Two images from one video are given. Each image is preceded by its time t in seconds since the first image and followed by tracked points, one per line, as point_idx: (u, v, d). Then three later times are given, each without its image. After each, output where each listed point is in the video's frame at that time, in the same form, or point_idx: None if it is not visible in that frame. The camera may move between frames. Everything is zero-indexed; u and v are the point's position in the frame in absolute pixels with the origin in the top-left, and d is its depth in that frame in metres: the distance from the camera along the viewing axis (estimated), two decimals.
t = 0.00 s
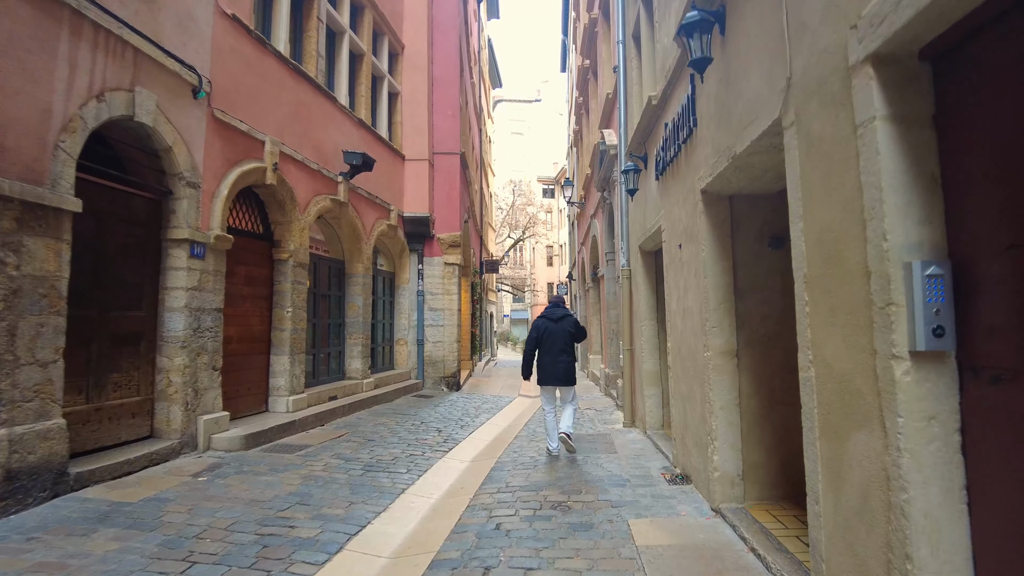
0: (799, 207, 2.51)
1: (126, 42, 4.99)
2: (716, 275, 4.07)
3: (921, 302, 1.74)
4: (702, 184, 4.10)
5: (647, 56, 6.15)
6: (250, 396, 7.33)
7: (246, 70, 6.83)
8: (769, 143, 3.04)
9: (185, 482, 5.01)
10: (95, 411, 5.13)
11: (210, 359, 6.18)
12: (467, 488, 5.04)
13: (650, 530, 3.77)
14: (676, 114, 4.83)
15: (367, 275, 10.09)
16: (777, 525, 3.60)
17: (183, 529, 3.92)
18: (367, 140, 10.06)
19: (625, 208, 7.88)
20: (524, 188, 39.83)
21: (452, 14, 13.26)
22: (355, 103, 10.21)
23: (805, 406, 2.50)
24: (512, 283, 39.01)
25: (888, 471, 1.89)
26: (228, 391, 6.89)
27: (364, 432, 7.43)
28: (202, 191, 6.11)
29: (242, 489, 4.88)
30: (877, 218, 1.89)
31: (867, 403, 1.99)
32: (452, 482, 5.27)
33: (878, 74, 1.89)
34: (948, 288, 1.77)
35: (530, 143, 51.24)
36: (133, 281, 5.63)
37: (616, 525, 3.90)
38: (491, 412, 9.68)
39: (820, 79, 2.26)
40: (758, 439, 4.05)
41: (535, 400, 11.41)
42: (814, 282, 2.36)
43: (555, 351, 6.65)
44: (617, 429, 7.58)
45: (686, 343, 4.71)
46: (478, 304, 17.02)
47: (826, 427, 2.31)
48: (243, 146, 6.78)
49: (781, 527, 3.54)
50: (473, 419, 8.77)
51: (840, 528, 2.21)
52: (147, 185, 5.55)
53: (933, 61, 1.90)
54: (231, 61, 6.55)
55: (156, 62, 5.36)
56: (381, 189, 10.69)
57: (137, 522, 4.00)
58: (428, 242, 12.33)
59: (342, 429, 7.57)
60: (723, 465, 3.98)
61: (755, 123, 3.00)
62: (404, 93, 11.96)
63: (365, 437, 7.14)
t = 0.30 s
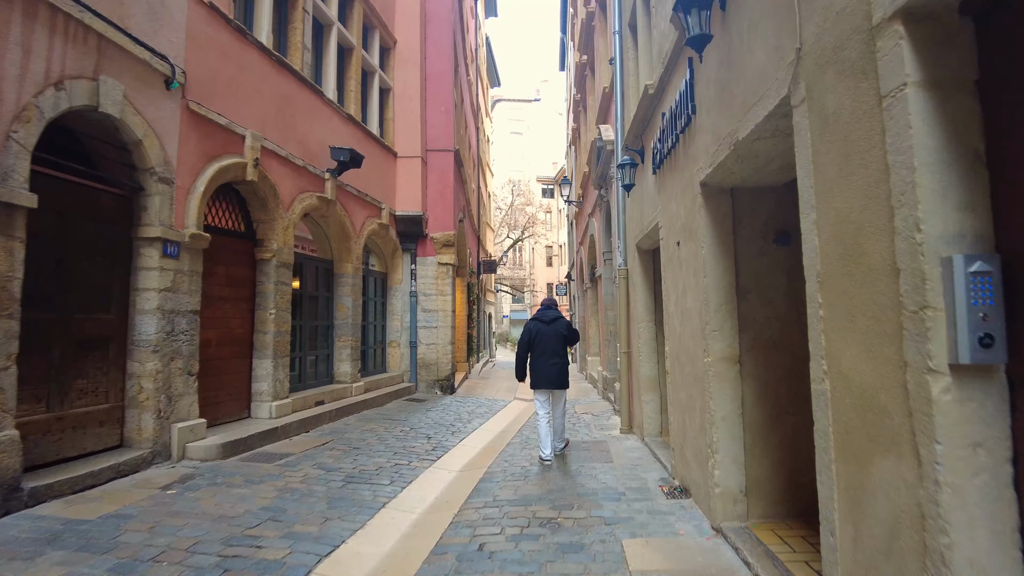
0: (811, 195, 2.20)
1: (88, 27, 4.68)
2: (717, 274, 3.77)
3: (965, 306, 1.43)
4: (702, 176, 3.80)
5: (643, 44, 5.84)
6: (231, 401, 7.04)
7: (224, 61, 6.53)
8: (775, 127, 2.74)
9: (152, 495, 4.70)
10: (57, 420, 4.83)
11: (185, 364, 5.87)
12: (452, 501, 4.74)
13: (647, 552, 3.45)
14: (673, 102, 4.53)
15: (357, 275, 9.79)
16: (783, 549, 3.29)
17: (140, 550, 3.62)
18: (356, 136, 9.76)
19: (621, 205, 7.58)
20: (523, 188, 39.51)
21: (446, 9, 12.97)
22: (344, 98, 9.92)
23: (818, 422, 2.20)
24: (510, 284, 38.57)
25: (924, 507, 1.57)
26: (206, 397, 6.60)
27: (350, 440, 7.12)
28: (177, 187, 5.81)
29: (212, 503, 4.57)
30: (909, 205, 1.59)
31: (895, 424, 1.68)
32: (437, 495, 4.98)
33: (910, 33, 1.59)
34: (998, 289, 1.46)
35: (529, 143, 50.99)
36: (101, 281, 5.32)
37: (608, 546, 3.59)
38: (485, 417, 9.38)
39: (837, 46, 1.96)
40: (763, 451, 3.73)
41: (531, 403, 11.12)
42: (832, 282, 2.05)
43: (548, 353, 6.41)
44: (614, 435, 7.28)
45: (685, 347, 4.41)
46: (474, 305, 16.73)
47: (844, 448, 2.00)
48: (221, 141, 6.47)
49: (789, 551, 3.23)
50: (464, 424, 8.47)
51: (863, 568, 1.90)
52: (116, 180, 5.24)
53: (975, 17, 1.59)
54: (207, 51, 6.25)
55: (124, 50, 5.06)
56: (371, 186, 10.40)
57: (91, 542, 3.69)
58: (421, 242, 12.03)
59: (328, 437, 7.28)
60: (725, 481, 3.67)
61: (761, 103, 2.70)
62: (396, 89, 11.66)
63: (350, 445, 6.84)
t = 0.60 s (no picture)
0: (834, 180, 1.94)
1: (56, 12, 4.42)
2: (724, 272, 3.50)
3: None
4: (707, 167, 3.53)
5: (645, 32, 5.58)
6: (216, 405, 6.79)
7: (208, 51, 6.27)
8: (790, 107, 2.47)
9: (124, 505, 4.44)
10: (25, 426, 4.58)
11: (165, 367, 5.62)
12: (442, 513, 4.47)
13: (648, 572, 3.18)
14: (676, 90, 4.27)
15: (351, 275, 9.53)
16: (796, 571, 3.00)
17: (102, 567, 3.36)
18: (349, 132, 9.51)
19: (622, 202, 7.31)
20: (524, 188, 39.27)
21: (443, 4, 12.72)
22: (338, 94, 9.68)
23: (841, 438, 1.93)
24: (511, 285, 38.31)
25: (985, 547, 1.30)
26: (189, 400, 6.34)
27: (340, 445, 6.87)
28: (157, 182, 5.56)
29: (187, 515, 4.31)
30: (965, 186, 1.32)
31: (945, 447, 1.41)
32: (426, 506, 4.71)
33: None
34: None
35: (530, 143, 50.74)
36: (74, 279, 5.05)
37: (606, 565, 3.33)
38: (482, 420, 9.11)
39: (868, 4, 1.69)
40: (773, 463, 3.46)
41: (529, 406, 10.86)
42: (861, 280, 1.78)
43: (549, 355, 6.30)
44: (614, 441, 7.02)
45: (688, 350, 4.14)
46: (473, 305, 16.47)
47: (875, 471, 1.73)
48: (205, 134, 6.22)
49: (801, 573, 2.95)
50: (460, 429, 8.21)
51: None
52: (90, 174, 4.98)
53: None
54: (190, 40, 6.00)
55: (98, 37, 4.80)
56: (366, 184, 10.15)
57: (50, 559, 3.44)
58: (418, 241, 11.78)
59: (317, 442, 7.03)
60: (731, 495, 3.40)
61: (774, 81, 2.43)
62: (392, 85, 11.42)
63: (340, 451, 6.59)
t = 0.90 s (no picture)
0: (894, 145, 1.61)
1: None
2: (743, 265, 3.19)
3: None
4: (725, 148, 3.21)
5: (653, 12, 5.25)
6: (202, 406, 6.48)
7: (193, 34, 5.96)
8: (827, 70, 2.15)
9: (94, 515, 4.13)
10: None
11: (145, 367, 5.30)
12: (435, 526, 4.15)
13: None
14: (688, 68, 3.94)
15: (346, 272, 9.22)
16: None
17: None
18: (344, 124, 9.20)
19: (628, 195, 6.98)
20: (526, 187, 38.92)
21: None
22: (333, 84, 9.37)
23: (900, 456, 1.60)
24: (513, 284, 37.97)
25: None
26: (173, 402, 6.03)
27: (331, 449, 6.55)
28: (136, 171, 5.25)
29: (160, 527, 3.99)
30: None
31: None
32: (419, 517, 4.39)
33: None
34: None
35: (533, 142, 50.39)
36: (45, 273, 4.74)
37: None
38: (482, 423, 8.79)
39: None
40: (798, 476, 3.13)
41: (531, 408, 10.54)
42: (934, 263, 1.45)
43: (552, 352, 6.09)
44: (618, 445, 6.70)
45: (703, 350, 3.81)
46: (474, 304, 16.15)
47: (954, 499, 1.40)
48: (190, 122, 5.90)
49: None
50: (458, 432, 7.89)
51: None
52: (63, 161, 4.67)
53: None
54: (173, 22, 5.68)
55: (70, 13, 4.49)
56: (362, 178, 9.84)
57: None
58: (416, 237, 11.47)
59: (308, 446, 6.72)
60: (752, 510, 3.08)
61: (811, 39, 2.10)
62: (390, 77, 11.11)
63: (330, 456, 6.27)
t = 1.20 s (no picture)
0: (967, 125, 1.34)
1: None
2: (763, 267, 2.92)
3: None
4: (744, 139, 2.95)
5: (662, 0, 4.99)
6: (188, 412, 6.22)
7: (179, 24, 5.69)
8: (870, 46, 1.89)
9: (65, 531, 3.87)
10: None
11: (126, 372, 5.03)
12: (428, 544, 3.89)
13: None
14: (702, 55, 3.67)
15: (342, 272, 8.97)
16: None
17: None
18: (340, 120, 8.94)
19: (634, 194, 6.72)
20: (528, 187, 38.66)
21: None
22: (330, 79, 9.11)
23: (973, 498, 1.33)
24: (514, 285, 37.71)
25: None
26: (157, 407, 5.77)
27: (323, 457, 6.29)
28: (118, 165, 4.99)
29: (134, 544, 3.73)
30: None
31: None
32: (411, 533, 4.13)
33: None
34: None
35: (535, 141, 50.13)
36: (18, 272, 4.48)
37: None
38: (481, 428, 8.53)
39: None
40: (822, 498, 2.86)
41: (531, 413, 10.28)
42: None
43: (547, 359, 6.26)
44: (622, 454, 6.43)
45: (716, 359, 3.55)
46: (474, 305, 15.89)
47: None
48: (176, 115, 5.64)
49: None
50: (456, 438, 7.62)
51: None
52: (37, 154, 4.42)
53: None
54: (157, 10, 5.42)
55: None
56: (359, 175, 9.58)
57: None
58: (415, 237, 11.21)
59: (299, 454, 6.46)
60: (773, 535, 2.81)
61: (853, 8, 1.83)
62: (388, 73, 10.85)
63: (322, 465, 6.01)
